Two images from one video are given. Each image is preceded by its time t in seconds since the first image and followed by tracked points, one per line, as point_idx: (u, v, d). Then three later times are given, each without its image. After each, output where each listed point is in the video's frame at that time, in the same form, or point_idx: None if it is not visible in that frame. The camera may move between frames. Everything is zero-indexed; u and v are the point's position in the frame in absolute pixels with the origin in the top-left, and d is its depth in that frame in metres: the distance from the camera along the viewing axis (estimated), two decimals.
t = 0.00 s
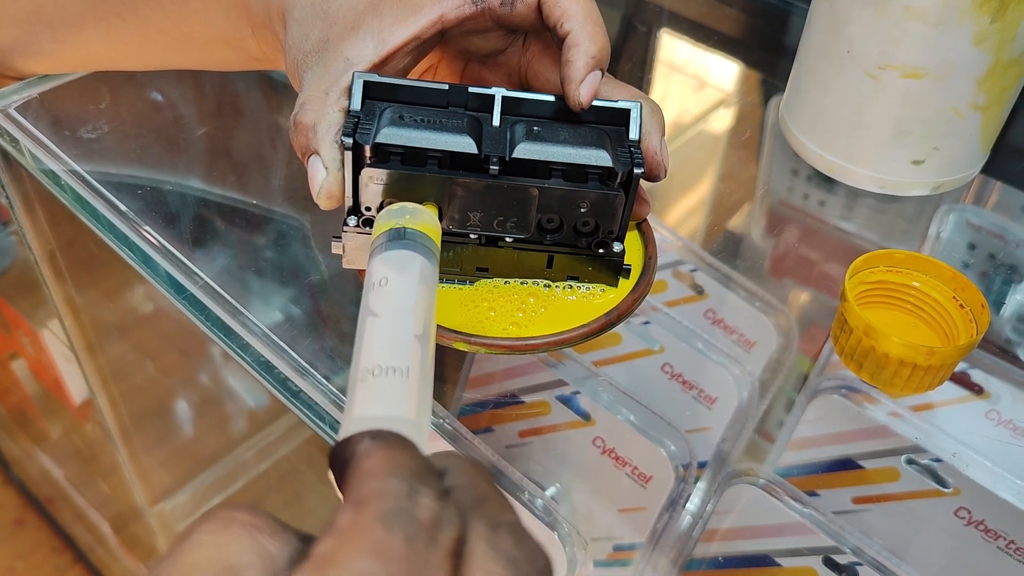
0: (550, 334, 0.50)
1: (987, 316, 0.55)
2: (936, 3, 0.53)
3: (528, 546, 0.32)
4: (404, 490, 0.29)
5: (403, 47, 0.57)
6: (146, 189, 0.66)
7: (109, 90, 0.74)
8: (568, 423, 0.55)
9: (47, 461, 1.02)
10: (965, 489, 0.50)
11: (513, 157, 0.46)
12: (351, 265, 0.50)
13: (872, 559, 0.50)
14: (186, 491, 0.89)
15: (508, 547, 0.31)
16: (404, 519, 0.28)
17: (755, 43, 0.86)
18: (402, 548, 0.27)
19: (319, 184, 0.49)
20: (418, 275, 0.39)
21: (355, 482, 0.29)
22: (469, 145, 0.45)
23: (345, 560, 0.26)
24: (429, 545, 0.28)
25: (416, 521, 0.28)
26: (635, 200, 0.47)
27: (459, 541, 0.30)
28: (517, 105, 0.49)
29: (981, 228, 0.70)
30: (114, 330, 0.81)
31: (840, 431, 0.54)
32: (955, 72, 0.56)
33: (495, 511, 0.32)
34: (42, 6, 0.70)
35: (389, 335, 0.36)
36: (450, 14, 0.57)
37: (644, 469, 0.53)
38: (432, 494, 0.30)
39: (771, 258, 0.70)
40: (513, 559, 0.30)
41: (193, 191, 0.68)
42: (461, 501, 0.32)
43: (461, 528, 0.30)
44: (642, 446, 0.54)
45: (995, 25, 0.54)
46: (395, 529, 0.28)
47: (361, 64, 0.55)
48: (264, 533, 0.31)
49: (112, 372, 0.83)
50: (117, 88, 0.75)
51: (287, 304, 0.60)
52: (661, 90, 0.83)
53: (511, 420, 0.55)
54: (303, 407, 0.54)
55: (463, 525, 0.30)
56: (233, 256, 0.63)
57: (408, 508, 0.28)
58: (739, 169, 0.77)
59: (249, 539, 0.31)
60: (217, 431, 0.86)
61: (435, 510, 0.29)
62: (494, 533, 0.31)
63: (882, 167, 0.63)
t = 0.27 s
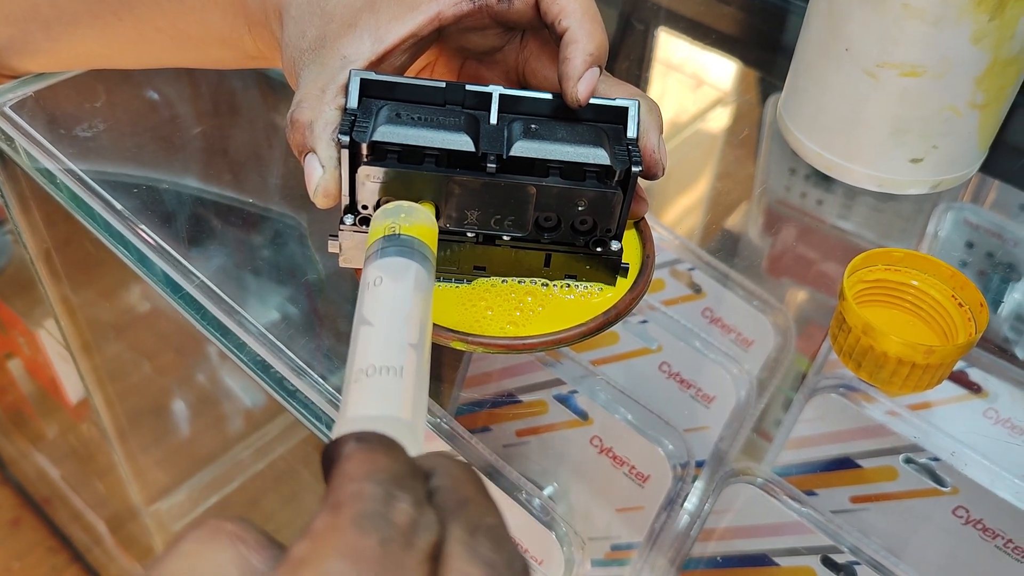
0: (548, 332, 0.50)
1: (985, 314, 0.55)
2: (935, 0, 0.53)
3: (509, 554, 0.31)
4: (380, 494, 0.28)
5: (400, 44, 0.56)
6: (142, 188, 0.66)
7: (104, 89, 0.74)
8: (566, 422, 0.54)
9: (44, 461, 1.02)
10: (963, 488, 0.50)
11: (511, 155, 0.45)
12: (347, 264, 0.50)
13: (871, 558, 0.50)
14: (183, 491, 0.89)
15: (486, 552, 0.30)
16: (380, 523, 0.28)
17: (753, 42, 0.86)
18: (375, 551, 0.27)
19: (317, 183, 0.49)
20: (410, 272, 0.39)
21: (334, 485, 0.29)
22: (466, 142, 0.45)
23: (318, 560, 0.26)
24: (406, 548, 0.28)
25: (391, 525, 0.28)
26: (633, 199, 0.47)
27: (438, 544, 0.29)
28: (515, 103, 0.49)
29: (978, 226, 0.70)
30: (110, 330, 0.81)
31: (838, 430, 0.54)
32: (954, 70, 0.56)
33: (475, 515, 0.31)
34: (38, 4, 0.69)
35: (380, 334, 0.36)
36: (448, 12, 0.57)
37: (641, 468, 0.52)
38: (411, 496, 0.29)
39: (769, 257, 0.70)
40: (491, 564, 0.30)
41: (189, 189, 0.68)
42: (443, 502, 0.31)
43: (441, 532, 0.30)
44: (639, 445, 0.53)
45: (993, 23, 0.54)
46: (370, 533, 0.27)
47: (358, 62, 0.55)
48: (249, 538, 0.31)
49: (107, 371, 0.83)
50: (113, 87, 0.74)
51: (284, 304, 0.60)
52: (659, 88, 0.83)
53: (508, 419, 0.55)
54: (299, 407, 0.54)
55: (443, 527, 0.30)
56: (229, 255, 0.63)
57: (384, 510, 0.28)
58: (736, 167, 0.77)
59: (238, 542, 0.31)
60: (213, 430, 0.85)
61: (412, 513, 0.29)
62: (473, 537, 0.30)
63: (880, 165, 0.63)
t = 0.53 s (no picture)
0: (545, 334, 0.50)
1: (983, 315, 0.55)
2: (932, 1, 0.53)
3: (499, 555, 0.31)
4: (367, 495, 0.28)
5: (397, 45, 0.56)
6: (139, 189, 0.66)
7: (101, 90, 0.74)
8: (564, 423, 0.54)
9: (41, 461, 1.02)
10: (961, 489, 0.50)
11: (508, 157, 0.45)
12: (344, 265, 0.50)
13: (869, 558, 0.50)
14: (180, 492, 0.88)
15: (475, 553, 0.30)
16: (368, 524, 0.28)
17: (750, 42, 0.86)
18: (362, 552, 0.27)
19: (313, 184, 0.49)
20: (409, 270, 0.40)
21: (322, 487, 0.29)
22: (464, 144, 0.45)
23: (304, 561, 0.26)
24: (393, 548, 0.28)
25: (379, 525, 0.28)
26: (630, 200, 0.47)
27: (427, 545, 0.29)
28: (512, 105, 0.49)
29: (975, 227, 0.70)
30: (107, 331, 0.81)
31: (835, 431, 0.55)
32: (951, 71, 0.56)
33: (466, 515, 0.31)
34: (33, 5, 0.69)
35: (379, 334, 0.36)
36: (445, 12, 0.57)
37: (639, 469, 0.52)
38: (399, 497, 0.29)
39: (766, 258, 0.70)
40: (480, 564, 0.30)
41: (186, 191, 0.68)
42: (433, 502, 0.31)
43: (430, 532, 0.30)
44: (637, 446, 0.53)
45: (990, 23, 0.54)
46: (357, 533, 0.27)
47: (356, 63, 0.55)
48: (242, 543, 0.31)
49: (104, 372, 0.83)
50: (110, 88, 0.74)
51: (281, 304, 0.60)
52: (656, 88, 0.83)
53: (506, 421, 0.54)
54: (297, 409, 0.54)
55: (431, 528, 0.30)
56: (227, 256, 0.63)
57: (372, 511, 0.28)
58: (734, 168, 0.77)
59: (231, 545, 0.31)
60: (210, 431, 0.85)
61: (400, 514, 0.29)
62: (462, 538, 0.30)
63: (877, 166, 0.63)
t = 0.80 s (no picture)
0: (544, 335, 0.50)
1: (981, 316, 0.55)
2: (929, 2, 0.53)
3: (493, 555, 0.31)
4: (360, 494, 0.28)
5: (395, 47, 0.56)
6: (137, 191, 0.66)
7: (99, 91, 0.74)
8: (562, 423, 0.54)
9: (39, 462, 1.02)
10: (958, 488, 0.50)
11: (506, 158, 0.45)
12: (341, 267, 0.50)
13: (866, 558, 0.50)
14: (179, 492, 0.88)
15: (468, 552, 0.30)
16: (360, 523, 0.28)
17: (748, 43, 0.86)
18: (354, 550, 0.27)
19: (311, 186, 0.49)
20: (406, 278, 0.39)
21: (316, 487, 0.29)
22: (461, 145, 0.45)
23: (295, 559, 0.26)
24: (386, 547, 0.28)
25: (372, 524, 0.28)
26: (628, 201, 0.47)
27: (420, 543, 0.29)
28: (509, 106, 0.49)
29: (973, 227, 0.70)
30: (105, 332, 0.81)
31: (833, 431, 0.54)
32: (948, 72, 0.56)
33: (460, 515, 0.31)
34: (32, 5, 0.69)
35: (378, 333, 0.37)
36: (443, 14, 0.57)
37: (637, 469, 0.52)
38: (392, 497, 0.29)
39: (764, 258, 0.70)
40: (473, 563, 0.29)
41: (184, 191, 0.68)
42: (427, 502, 0.31)
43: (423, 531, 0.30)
44: (636, 447, 0.53)
45: (987, 25, 0.54)
46: (349, 531, 0.27)
47: (353, 65, 0.55)
48: (236, 543, 0.31)
49: (102, 373, 0.83)
50: (108, 89, 0.74)
51: (279, 305, 0.60)
52: (654, 89, 0.83)
53: (503, 421, 0.54)
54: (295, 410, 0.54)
55: (424, 527, 0.30)
56: (225, 257, 0.63)
57: (364, 510, 0.28)
58: (732, 168, 0.77)
59: (226, 546, 0.31)
60: (208, 431, 0.85)
61: (393, 513, 0.29)
62: (456, 538, 0.30)
63: (875, 166, 0.63)
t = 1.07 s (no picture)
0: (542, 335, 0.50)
1: (979, 316, 0.55)
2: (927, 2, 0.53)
3: (486, 552, 0.31)
4: (350, 490, 0.28)
5: (393, 47, 0.56)
6: (134, 191, 0.66)
7: (96, 91, 0.74)
8: (560, 423, 0.54)
9: (37, 462, 1.02)
10: (957, 488, 0.50)
11: (504, 158, 0.45)
12: (339, 267, 0.50)
13: (865, 558, 0.50)
14: (176, 493, 0.88)
15: (461, 547, 0.29)
16: (349, 517, 0.28)
17: (746, 42, 0.86)
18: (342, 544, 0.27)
19: (309, 186, 0.49)
20: (403, 279, 0.39)
21: (307, 482, 0.29)
22: (459, 145, 0.45)
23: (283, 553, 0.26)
24: (375, 541, 0.28)
25: (361, 519, 0.28)
26: (626, 201, 0.47)
27: (410, 538, 0.29)
28: (507, 107, 0.49)
29: (971, 226, 0.70)
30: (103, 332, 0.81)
31: (831, 431, 0.54)
32: (945, 72, 0.56)
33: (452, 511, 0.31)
34: (28, 5, 0.69)
35: (375, 332, 0.37)
36: (440, 14, 0.57)
37: (636, 469, 0.52)
38: (382, 492, 0.29)
39: (762, 257, 0.70)
40: (464, 559, 0.29)
41: (182, 192, 0.68)
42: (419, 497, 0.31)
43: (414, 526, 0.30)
44: (634, 447, 0.53)
45: (985, 25, 0.54)
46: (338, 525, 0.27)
47: (351, 65, 0.55)
48: (228, 540, 0.31)
49: (100, 373, 0.83)
50: (105, 89, 0.74)
51: (277, 304, 0.60)
52: (652, 89, 0.83)
53: (502, 421, 0.55)
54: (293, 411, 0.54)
55: (415, 523, 0.30)
56: (223, 257, 0.63)
57: (354, 505, 0.28)
58: (730, 167, 0.77)
59: (218, 544, 0.31)
60: (206, 431, 0.85)
61: (383, 508, 0.29)
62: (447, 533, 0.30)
63: (873, 166, 0.63)
